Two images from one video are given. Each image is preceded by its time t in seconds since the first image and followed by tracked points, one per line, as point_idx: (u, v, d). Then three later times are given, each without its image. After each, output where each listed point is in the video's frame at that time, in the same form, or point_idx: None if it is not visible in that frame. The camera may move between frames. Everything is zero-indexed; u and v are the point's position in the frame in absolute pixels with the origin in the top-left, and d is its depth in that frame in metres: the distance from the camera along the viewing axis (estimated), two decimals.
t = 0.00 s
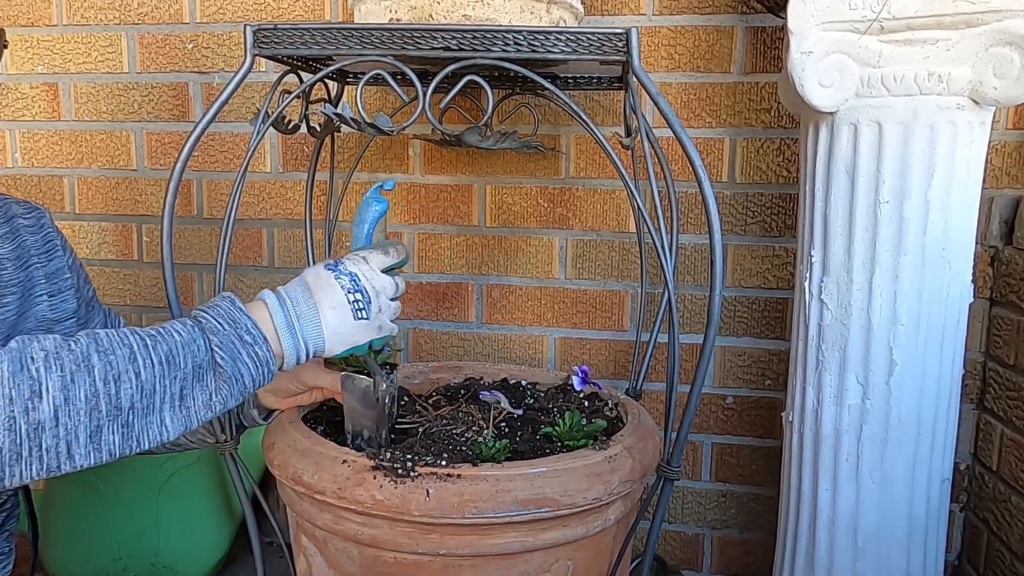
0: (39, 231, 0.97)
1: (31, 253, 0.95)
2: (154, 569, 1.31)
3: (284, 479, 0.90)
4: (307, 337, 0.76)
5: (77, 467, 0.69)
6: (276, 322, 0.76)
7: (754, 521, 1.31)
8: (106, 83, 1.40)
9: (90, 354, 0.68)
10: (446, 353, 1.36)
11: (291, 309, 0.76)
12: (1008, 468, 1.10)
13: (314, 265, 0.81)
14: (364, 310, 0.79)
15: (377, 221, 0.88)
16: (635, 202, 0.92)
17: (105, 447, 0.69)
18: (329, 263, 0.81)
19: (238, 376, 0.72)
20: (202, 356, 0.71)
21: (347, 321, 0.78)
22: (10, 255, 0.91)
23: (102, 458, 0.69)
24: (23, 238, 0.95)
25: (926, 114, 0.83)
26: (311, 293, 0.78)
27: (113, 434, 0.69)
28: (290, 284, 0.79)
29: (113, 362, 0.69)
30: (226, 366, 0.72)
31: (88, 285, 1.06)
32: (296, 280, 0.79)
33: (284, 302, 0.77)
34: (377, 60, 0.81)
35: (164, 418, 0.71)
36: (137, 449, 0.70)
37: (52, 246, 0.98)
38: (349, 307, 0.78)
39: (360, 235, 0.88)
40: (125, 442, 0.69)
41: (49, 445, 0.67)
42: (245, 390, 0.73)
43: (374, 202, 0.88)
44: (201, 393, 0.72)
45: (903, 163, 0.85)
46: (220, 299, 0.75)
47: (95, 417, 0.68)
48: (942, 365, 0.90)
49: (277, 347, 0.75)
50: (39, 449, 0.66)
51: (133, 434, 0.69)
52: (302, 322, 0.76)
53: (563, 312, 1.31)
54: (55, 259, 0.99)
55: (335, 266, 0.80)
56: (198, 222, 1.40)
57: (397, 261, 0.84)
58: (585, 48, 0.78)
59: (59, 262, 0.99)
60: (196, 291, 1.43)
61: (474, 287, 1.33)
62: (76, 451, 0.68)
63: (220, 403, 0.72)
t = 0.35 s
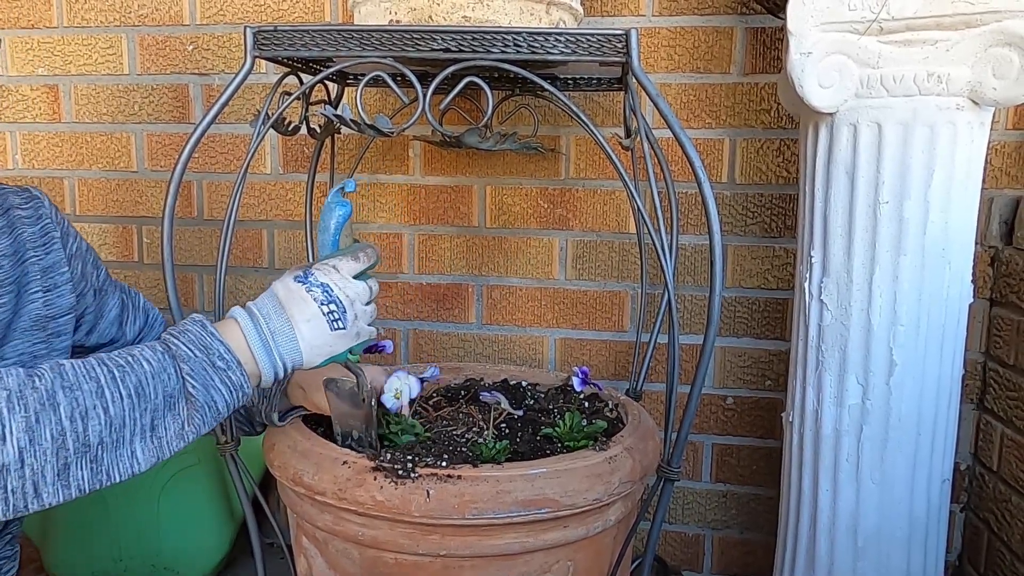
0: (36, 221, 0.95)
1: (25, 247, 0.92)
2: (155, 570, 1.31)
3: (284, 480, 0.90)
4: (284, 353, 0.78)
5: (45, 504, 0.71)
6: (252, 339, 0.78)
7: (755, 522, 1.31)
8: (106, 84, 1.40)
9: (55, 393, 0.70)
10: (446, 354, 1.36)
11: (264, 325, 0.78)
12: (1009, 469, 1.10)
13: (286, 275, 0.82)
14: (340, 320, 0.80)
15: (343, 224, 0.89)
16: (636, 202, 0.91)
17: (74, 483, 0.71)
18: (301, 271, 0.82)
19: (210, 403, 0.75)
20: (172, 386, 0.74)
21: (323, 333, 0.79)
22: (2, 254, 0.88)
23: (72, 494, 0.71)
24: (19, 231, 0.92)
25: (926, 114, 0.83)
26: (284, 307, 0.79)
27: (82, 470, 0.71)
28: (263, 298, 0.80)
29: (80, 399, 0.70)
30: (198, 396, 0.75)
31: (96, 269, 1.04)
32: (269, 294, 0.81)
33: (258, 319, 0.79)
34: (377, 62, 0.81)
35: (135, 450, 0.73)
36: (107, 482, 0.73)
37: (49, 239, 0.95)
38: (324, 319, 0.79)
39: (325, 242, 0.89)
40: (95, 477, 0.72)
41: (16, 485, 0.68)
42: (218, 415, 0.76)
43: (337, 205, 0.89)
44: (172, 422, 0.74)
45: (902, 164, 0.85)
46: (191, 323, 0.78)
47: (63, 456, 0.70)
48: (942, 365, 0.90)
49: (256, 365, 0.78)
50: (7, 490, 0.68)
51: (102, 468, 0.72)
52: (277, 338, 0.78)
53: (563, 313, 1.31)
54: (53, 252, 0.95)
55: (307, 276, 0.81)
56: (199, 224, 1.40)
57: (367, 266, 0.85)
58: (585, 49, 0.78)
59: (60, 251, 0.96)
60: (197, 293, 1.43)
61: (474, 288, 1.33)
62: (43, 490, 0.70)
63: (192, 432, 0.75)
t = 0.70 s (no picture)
0: (31, 212, 0.96)
1: (20, 236, 0.94)
2: (158, 569, 1.32)
3: (286, 479, 0.90)
4: (272, 361, 0.78)
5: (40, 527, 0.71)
6: (239, 351, 0.78)
7: (757, 521, 1.30)
8: (108, 83, 1.40)
9: (49, 418, 0.70)
10: (448, 353, 1.36)
11: (250, 336, 0.78)
12: (1012, 467, 1.10)
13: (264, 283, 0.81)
14: (324, 322, 0.80)
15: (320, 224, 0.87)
16: (637, 199, 0.91)
17: (69, 507, 0.71)
18: (278, 278, 0.81)
19: (203, 420, 0.76)
20: (165, 405, 0.74)
21: (308, 337, 0.79)
22: None
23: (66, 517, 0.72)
24: (12, 223, 0.94)
25: (928, 112, 0.83)
26: (267, 317, 0.79)
27: (76, 493, 0.71)
28: (243, 308, 0.80)
29: (74, 423, 0.70)
30: (191, 414, 0.75)
31: (94, 257, 1.04)
32: (249, 302, 0.80)
33: (241, 330, 0.78)
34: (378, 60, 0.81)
35: (130, 470, 0.73)
36: (102, 503, 0.73)
37: (43, 229, 0.96)
38: (308, 324, 0.79)
39: (304, 243, 0.87)
40: (90, 499, 0.72)
41: (12, 512, 0.69)
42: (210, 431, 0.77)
43: (314, 206, 0.87)
44: (165, 441, 0.75)
45: (905, 162, 0.85)
46: (180, 339, 0.77)
47: (58, 481, 0.70)
48: (944, 363, 0.90)
49: (247, 377, 0.78)
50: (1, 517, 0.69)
51: (97, 490, 0.72)
52: (264, 348, 0.78)
53: (565, 312, 1.31)
54: (48, 243, 0.97)
55: (285, 282, 0.80)
56: (200, 223, 1.40)
57: (344, 263, 0.84)
58: (586, 47, 0.78)
59: (56, 242, 0.98)
60: (199, 292, 1.43)
61: (476, 287, 1.33)
62: (39, 515, 0.70)
63: (185, 449, 0.76)
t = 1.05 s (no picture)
0: (39, 220, 0.96)
1: (27, 244, 0.93)
2: (158, 568, 1.31)
3: (288, 479, 0.90)
4: (261, 342, 0.78)
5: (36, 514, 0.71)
6: (229, 334, 0.77)
7: (759, 521, 1.30)
8: (109, 83, 1.40)
9: (41, 402, 0.70)
10: (450, 353, 1.36)
11: (238, 318, 0.78)
12: (1013, 467, 1.10)
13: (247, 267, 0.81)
14: (310, 297, 0.79)
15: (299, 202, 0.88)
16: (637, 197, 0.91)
17: (65, 492, 0.71)
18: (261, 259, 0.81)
19: (196, 403, 0.75)
20: (157, 388, 0.73)
21: (296, 315, 0.78)
22: (4, 253, 0.90)
23: (62, 503, 0.71)
24: (20, 230, 0.93)
25: (930, 112, 0.83)
26: (253, 297, 0.78)
27: (71, 478, 0.71)
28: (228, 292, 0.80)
29: (66, 407, 0.70)
30: (183, 396, 0.74)
31: (101, 266, 1.04)
32: (234, 287, 0.80)
33: (228, 314, 0.78)
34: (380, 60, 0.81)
35: (124, 454, 0.73)
36: (98, 488, 0.73)
37: (52, 237, 0.96)
38: (293, 300, 0.78)
39: (284, 223, 0.87)
40: (85, 484, 0.71)
41: (6, 498, 0.68)
42: (203, 414, 0.76)
43: (291, 185, 0.88)
44: (159, 425, 0.74)
45: (907, 162, 0.85)
46: (170, 325, 0.77)
47: (52, 464, 0.70)
48: (946, 363, 0.90)
49: (239, 360, 0.77)
50: None
51: (92, 475, 0.72)
52: (253, 329, 0.78)
53: (567, 311, 1.31)
54: (55, 252, 0.96)
55: (268, 263, 0.80)
56: (202, 223, 1.40)
57: (324, 238, 0.83)
58: (588, 47, 0.78)
59: (63, 251, 0.97)
60: (200, 292, 1.43)
61: (477, 287, 1.33)
62: (34, 501, 0.70)
63: (179, 432, 0.75)
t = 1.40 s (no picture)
0: (45, 221, 0.98)
1: (31, 246, 0.96)
2: (159, 568, 1.31)
3: (290, 478, 0.90)
4: (244, 292, 0.76)
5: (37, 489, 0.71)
6: (211, 286, 0.75)
7: (760, 521, 1.30)
8: (111, 83, 1.40)
9: (21, 377, 0.69)
10: (451, 353, 1.36)
11: (218, 268, 0.75)
12: (1015, 468, 1.09)
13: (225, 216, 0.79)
14: (291, 241, 0.77)
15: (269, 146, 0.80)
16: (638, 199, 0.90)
17: (60, 465, 0.71)
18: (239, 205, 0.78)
19: (181, 360, 0.74)
20: (139, 350, 0.72)
21: (276, 261, 0.76)
22: (6, 253, 0.92)
23: (62, 475, 0.72)
24: (25, 231, 0.96)
25: (932, 112, 0.83)
26: (232, 245, 0.76)
27: (65, 451, 0.71)
28: (206, 245, 0.77)
29: (48, 380, 0.70)
30: (166, 354, 0.73)
31: (107, 267, 1.05)
32: (212, 237, 0.78)
33: (208, 268, 0.76)
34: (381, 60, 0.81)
35: (116, 421, 0.72)
36: (95, 457, 0.72)
37: (55, 238, 0.98)
38: (273, 245, 0.76)
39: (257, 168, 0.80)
40: (80, 455, 0.71)
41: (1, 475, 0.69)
42: (192, 372, 0.75)
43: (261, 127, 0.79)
44: (148, 387, 0.73)
45: (909, 163, 0.85)
46: (145, 285, 0.75)
47: (42, 439, 0.70)
48: (948, 362, 0.90)
49: (223, 312, 0.76)
50: None
51: (85, 445, 0.71)
52: (234, 277, 0.75)
53: (568, 311, 1.31)
54: (60, 253, 0.99)
55: (244, 208, 0.77)
56: (203, 223, 1.40)
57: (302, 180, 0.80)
58: (590, 47, 0.78)
59: (68, 252, 0.99)
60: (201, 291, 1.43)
61: (479, 287, 1.33)
62: (30, 476, 0.70)
63: (169, 392, 0.74)
